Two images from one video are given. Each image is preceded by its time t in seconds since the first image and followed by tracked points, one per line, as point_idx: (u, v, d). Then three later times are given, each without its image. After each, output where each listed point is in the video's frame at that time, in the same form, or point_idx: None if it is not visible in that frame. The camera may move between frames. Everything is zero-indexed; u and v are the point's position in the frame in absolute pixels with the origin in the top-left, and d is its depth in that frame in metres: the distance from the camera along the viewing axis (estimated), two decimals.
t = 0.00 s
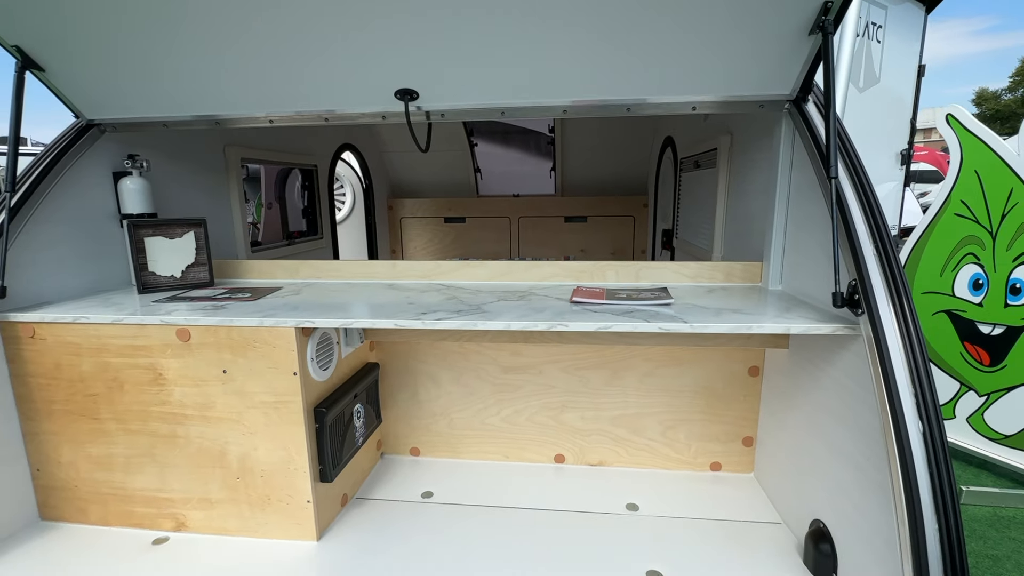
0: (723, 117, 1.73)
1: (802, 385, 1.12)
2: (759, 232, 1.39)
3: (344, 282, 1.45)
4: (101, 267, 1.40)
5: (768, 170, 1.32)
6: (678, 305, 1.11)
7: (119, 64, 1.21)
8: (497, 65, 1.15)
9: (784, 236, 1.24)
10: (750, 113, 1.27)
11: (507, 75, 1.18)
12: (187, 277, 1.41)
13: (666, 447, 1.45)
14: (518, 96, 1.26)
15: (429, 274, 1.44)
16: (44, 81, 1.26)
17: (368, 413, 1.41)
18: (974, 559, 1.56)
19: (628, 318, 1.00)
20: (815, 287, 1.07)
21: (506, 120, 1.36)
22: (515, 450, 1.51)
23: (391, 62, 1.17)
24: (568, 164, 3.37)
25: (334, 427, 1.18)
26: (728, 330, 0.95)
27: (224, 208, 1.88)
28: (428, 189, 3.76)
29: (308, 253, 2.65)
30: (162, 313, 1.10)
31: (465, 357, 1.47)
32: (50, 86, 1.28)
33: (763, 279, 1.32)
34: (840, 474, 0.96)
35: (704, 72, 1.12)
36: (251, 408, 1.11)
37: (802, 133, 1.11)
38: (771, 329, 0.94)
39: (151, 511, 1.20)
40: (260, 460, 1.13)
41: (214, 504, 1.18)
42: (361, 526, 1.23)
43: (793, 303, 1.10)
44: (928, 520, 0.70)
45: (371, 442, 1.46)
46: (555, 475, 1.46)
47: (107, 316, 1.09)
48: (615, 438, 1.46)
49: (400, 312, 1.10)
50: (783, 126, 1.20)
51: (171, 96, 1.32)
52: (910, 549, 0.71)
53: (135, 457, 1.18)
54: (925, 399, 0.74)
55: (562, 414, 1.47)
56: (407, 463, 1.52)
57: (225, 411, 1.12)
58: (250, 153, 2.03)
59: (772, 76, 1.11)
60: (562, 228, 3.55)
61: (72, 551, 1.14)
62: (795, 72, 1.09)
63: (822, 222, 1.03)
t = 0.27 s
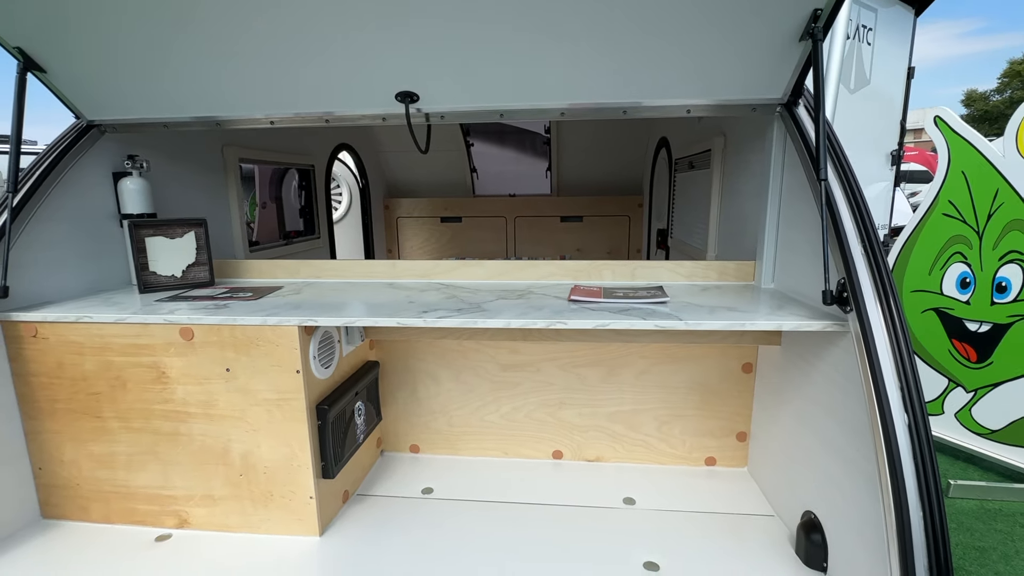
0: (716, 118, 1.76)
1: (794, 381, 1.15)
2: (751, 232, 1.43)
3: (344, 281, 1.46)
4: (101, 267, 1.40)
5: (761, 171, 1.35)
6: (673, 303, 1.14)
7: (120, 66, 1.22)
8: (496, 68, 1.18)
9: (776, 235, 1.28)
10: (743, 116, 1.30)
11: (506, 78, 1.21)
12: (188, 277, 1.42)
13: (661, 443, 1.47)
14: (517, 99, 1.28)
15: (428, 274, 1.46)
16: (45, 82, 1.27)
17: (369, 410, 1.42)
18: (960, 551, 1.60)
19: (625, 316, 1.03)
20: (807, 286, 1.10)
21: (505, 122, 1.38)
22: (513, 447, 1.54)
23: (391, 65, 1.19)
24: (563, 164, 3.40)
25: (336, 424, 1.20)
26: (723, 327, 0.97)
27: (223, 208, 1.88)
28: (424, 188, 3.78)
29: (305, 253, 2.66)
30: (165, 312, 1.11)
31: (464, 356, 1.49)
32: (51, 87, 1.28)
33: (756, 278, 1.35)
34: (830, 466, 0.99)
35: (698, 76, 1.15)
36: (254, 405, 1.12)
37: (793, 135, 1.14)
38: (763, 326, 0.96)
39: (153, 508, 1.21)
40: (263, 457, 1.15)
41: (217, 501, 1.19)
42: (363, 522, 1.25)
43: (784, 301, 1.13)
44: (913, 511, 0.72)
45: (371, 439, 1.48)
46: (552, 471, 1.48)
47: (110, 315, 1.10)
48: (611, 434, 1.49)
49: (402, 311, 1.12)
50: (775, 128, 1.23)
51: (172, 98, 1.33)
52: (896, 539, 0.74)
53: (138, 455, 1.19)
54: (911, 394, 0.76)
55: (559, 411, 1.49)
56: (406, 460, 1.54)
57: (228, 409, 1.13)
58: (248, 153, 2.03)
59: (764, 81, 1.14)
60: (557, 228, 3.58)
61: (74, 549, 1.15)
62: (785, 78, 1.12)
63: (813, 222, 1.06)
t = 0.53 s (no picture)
0: (711, 120, 1.78)
1: (788, 377, 1.17)
2: (746, 231, 1.45)
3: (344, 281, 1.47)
4: (101, 268, 1.41)
5: (755, 171, 1.38)
6: (671, 302, 1.16)
7: (120, 66, 1.23)
8: (496, 70, 1.19)
9: (770, 235, 1.30)
10: (737, 117, 1.32)
11: (506, 80, 1.22)
12: (188, 277, 1.43)
13: (658, 440, 1.50)
14: (515, 100, 1.30)
15: (428, 274, 1.47)
16: (45, 82, 1.27)
17: (370, 409, 1.44)
18: (950, 544, 1.63)
19: (624, 315, 1.05)
20: (801, 284, 1.13)
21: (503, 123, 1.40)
22: (512, 445, 1.55)
23: (392, 67, 1.20)
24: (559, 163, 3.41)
25: (338, 423, 1.21)
26: (719, 325, 0.99)
27: (221, 208, 1.89)
28: (420, 188, 3.78)
29: (302, 252, 2.67)
30: (167, 312, 1.12)
31: (463, 355, 1.50)
32: (51, 87, 1.28)
33: (751, 277, 1.38)
34: (823, 460, 1.01)
35: (695, 79, 1.17)
36: (257, 405, 1.13)
37: (786, 137, 1.17)
38: (759, 324, 0.99)
39: (156, 507, 1.22)
40: (266, 456, 1.16)
41: (219, 500, 1.20)
42: (365, 520, 1.26)
43: (779, 300, 1.15)
44: (904, 504, 0.75)
45: (371, 438, 1.49)
46: (551, 468, 1.50)
47: (113, 315, 1.11)
48: (609, 431, 1.51)
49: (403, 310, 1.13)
50: (769, 130, 1.26)
51: (172, 99, 1.33)
52: (888, 531, 0.76)
53: (140, 455, 1.19)
54: (902, 390, 0.78)
55: (558, 409, 1.51)
56: (406, 458, 1.56)
57: (231, 408, 1.14)
58: (245, 153, 2.03)
59: (758, 84, 1.17)
60: (553, 227, 3.60)
61: (76, 548, 1.15)
62: (779, 81, 1.15)
63: (807, 223, 1.09)
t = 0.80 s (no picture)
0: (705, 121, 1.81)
1: (783, 375, 1.20)
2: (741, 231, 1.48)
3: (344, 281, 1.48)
4: (100, 269, 1.40)
5: (750, 172, 1.40)
6: (669, 301, 1.18)
7: (120, 67, 1.22)
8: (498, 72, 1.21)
9: (765, 235, 1.33)
10: (732, 119, 1.35)
11: (507, 82, 1.24)
12: (188, 277, 1.43)
13: (656, 437, 1.52)
14: (515, 102, 1.31)
15: (428, 274, 1.48)
16: (43, 83, 1.26)
17: (371, 409, 1.45)
18: (938, 536, 1.68)
19: (625, 314, 1.07)
20: (796, 283, 1.16)
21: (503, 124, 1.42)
22: (512, 443, 1.57)
23: (393, 68, 1.21)
24: (553, 163, 3.43)
25: (341, 423, 1.22)
26: (717, 324, 1.02)
27: (218, 208, 1.88)
28: (415, 188, 3.79)
29: (299, 252, 2.66)
30: (170, 313, 1.12)
31: (463, 354, 1.52)
32: (50, 87, 1.28)
33: (746, 276, 1.41)
34: (818, 455, 1.04)
35: (692, 82, 1.20)
36: (260, 405, 1.14)
37: (781, 139, 1.19)
38: (755, 322, 1.01)
39: (159, 508, 1.22)
40: (270, 456, 1.17)
41: (223, 500, 1.21)
42: (368, 519, 1.27)
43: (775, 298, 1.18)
44: (898, 496, 0.77)
45: (372, 437, 1.50)
46: (550, 465, 1.52)
47: (116, 316, 1.11)
48: (607, 429, 1.53)
49: (406, 310, 1.14)
50: (765, 133, 1.29)
51: (172, 100, 1.33)
52: (882, 522, 0.79)
53: (142, 455, 1.20)
54: (895, 386, 0.81)
55: (557, 407, 1.53)
56: (406, 457, 1.57)
57: (235, 409, 1.15)
58: (241, 153, 2.03)
59: (752, 88, 1.20)
60: (548, 227, 3.62)
61: (79, 550, 1.15)
62: (774, 84, 1.18)
63: (801, 223, 1.11)
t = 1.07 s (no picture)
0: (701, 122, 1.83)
1: (780, 373, 1.23)
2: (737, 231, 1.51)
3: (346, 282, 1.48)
4: (99, 269, 1.39)
5: (746, 173, 1.43)
6: (669, 300, 1.21)
7: (121, 67, 1.22)
8: (500, 74, 1.22)
9: (761, 235, 1.36)
10: (729, 121, 1.37)
11: (509, 83, 1.25)
12: (189, 278, 1.42)
13: (655, 434, 1.54)
14: (517, 103, 1.33)
15: (429, 274, 1.49)
16: (42, 82, 1.25)
17: (373, 408, 1.45)
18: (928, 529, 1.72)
19: (627, 314, 1.09)
20: (793, 282, 1.18)
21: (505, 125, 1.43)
22: (513, 441, 1.59)
23: (396, 69, 1.22)
24: (548, 163, 3.44)
25: (344, 423, 1.23)
26: (718, 323, 1.04)
27: (216, 209, 1.88)
28: (410, 187, 3.79)
29: (296, 252, 2.66)
30: (174, 314, 1.12)
31: (464, 353, 1.53)
32: (50, 87, 1.27)
33: (743, 275, 1.43)
34: (816, 452, 1.07)
35: (691, 84, 1.22)
36: (265, 405, 1.15)
37: (778, 140, 1.22)
38: (755, 321, 1.04)
39: (163, 509, 1.22)
40: (275, 456, 1.17)
41: (228, 501, 1.21)
42: (372, 518, 1.28)
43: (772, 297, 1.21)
44: (896, 490, 0.80)
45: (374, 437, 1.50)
46: (551, 463, 1.54)
47: (119, 318, 1.11)
48: (607, 426, 1.55)
49: (410, 310, 1.15)
50: (762, 135, 1.31)
51: (173, 100, 1.33)
52: (881, 517, 0.81)
53: (146, 457, 1.20)
54: (892, 383, 0.84)
55: (557, 405, 1.55)
56: (408, 456, 1.58)
57: (239, 409, 1.15)
58: (239, 152, 2.02)
59: (749, 91, 1.22)
60: (543, 226, 3.64)
61: (83, 553, 1.15)
62: (772, 86, 1.20)
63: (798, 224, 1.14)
